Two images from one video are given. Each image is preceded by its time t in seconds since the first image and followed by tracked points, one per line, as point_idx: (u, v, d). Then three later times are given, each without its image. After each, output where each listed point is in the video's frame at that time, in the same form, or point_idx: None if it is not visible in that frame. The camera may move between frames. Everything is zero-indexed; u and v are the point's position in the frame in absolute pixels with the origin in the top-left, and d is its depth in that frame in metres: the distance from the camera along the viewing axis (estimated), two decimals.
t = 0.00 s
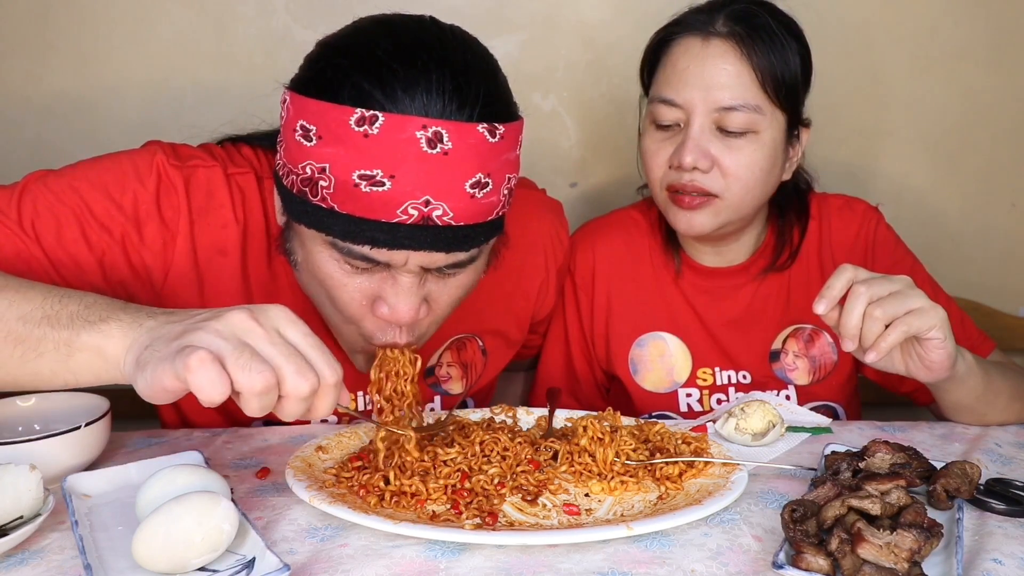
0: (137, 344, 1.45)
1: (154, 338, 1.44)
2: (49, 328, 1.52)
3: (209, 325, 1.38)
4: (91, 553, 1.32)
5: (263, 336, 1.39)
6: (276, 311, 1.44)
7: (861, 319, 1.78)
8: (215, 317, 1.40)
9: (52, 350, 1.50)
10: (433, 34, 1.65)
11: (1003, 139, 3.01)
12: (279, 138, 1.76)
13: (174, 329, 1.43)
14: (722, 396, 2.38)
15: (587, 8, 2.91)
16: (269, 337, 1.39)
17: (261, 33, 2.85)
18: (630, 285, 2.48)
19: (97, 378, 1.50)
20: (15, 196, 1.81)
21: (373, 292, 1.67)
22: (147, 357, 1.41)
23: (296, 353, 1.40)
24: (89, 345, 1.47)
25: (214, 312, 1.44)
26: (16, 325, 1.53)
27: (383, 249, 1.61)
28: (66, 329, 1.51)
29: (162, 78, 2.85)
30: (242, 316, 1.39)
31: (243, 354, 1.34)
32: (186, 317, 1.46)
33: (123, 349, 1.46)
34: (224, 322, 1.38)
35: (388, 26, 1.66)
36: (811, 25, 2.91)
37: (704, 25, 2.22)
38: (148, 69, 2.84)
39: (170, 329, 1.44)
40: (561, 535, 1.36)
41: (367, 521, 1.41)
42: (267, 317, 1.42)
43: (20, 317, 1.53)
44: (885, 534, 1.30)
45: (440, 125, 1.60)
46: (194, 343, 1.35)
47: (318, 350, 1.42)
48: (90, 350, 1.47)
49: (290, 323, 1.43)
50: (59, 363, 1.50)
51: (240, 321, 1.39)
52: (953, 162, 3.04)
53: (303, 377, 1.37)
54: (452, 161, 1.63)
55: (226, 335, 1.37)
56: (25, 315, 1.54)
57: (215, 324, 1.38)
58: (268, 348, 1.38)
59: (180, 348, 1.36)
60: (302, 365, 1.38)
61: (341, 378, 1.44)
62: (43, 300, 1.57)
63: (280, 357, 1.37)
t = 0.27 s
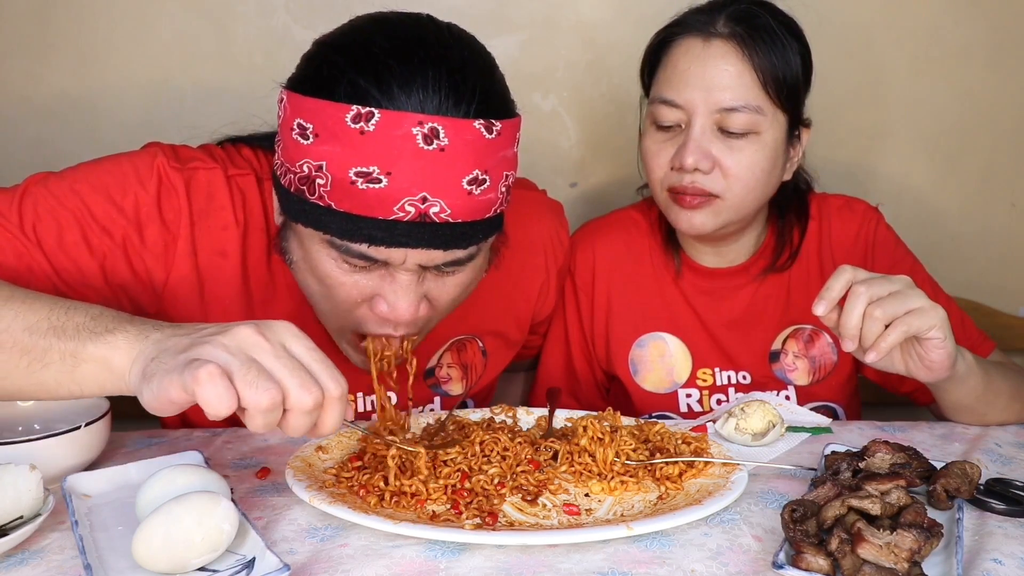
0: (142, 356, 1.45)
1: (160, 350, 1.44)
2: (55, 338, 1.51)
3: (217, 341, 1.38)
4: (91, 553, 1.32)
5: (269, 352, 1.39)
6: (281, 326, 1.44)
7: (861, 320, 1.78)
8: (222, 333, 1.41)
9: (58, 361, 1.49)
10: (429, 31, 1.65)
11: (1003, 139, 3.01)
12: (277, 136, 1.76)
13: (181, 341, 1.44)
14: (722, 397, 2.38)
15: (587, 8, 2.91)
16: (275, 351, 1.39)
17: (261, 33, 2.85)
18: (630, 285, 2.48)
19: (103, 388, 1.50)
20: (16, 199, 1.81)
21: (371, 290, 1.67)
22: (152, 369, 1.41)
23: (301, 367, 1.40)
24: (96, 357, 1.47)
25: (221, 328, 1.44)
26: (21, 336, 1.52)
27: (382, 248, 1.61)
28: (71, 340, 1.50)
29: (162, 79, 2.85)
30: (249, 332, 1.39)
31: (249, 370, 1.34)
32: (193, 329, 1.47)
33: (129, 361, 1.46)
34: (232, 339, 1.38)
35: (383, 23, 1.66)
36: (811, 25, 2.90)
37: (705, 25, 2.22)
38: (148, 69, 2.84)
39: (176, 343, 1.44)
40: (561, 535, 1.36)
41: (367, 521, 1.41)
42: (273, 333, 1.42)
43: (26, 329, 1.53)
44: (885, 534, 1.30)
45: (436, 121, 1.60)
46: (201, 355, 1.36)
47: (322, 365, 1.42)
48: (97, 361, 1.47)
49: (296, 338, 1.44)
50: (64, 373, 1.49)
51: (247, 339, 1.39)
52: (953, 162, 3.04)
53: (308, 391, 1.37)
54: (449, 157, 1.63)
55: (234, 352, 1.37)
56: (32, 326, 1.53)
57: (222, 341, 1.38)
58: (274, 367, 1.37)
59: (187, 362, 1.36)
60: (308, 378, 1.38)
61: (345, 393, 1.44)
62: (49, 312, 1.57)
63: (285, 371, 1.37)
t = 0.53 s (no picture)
0: (153, 361, 1.47)
1: (172, 356, 1.45)
2: (66, 344, 1.51)
3: (234, 349, 1.39)
4: (91, 553, 1.32)
5: (282, 359, 1.38)
6: (295, 337, 1.45)
7: (861, 319, 1.78)
8: (237, 341, 1.42)
9: (68, 367, 1.49)
10: (431, 39, 1.65)
11: (1003, 139, 3.01)
12: (279, 143, 1.75)
13: (196, 348, 1.45)
14: (722, 397, 2.38)
15: (587, 8, 2.91)
16: (286, 360, 1.39)
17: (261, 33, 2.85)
18: (630, 285, 2.48)
19: (113, 394, 1.50)
20: (17, 197, 1.81)
21: (373, 296, 1.67)
22: (163, 374, 1.41)
23: (311, 376, 1.38)
24: (106, 363, 1.48)
25: (236, 337, 1.45)
26: (32, 342, 1.51)
27: (382, 255, 1.61)
28: (82, 347, 1.50)
29: (162, 79, 2.85)
30: (264, 340, 1.40)
31: (259, 380, 1.33)
32: (208, 339, 1.48)
33: (139, 369, 1.47)
34: (249, 347, 1.39)
35: (388, 30, 1.66)
36: (810, 25, 2.90)
37: (705, 25, 2.23)
38: (148, 69, 2.84)
39: (190, 349, 1.45)
40: (561, 535, 1.36)
41: (366, 521, 1.41)
42: (288, 343, 1.43)
43: (36, 335, 1.52)
44: (885, 534, 1.30)
45: (439, 132, 1.60)
46: (215, 363, 1.37)
47: (334, 375, 1.41)
48: (106, 367, 1.48)
49: (307, 349, 1.43)
50: (74, 380, 1.49)
51: (262, 346, 1.39)
52: (953, 162, 3.04)
53: (317, 400, 1.35)
54: (451, 168, 1.63)
55: (252, 358, 1.38)
56: (42, 332, 1.53)
57: (239, 348, 1.39)
58: (288, 374, 1.37)
59: (202, 367, 1.37)
60: (319, 386, 1.37)
61: (356, 402, 1.42)
62: (59, 318, 1.56)
63: (295, 379, 1.36)
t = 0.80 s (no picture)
0: (156, 362, 1.47)
1: (176, 361, 1.45)
2: (69, 344, 1.51)
3: (236, 364, 1.39)
4: (92, 553, 1.32)
5: (284, 374, 1.38)
6: (298, 353, 1.44)
7: (866, 321, 1.77)
8: (241, 352, 1.42)
9: (70, 366, 1.50)
10: (433, 36, 1.65)
11: (1003, 139, 3.01)
12: (283, 143, 1.75)
13: (201, 356, 1.45)
14: (721, 391, 2.41)
15: (586, 8, 2.91)
16: (289, 376, 1.38)
17: (262, 33, 2.86)
18: (632, 281, 2.49)
19: (114, 393, 1.50)
20: (19, 191, 1.81)
21: (381, 291, 1.67)
22: (167, 377, 1.41)
23: (311, 392, 1.38)
24: (108, 361, 1.48)
25: (241, 347, 1.45)
26: (34, 342, 1.51)
27: (391, 252, 1.61)
28: (84, 347, 1.51)
29: (162, 79, 2.85)
30: (266, 355, 1.39)
31: (262, 396, 1.33)
32: (214, 347, 1.48)
33: (141, 371, 1.47)
34: (252, 361, 1.39)
35: (388, 28, 1.65)
36: (810, 24, 2.90)
37: (668, 92, 2.12)
38: (148, 69, 2.84)
39: (195, 355, 1.45)
40: (560, 535, 1.35)
41: (366, 521, 1.41)
42: (290, 356, 1.42)
43: (39, 334, 1.52)
44: (885, 534, 1.30)
45: (444, 129, 1.60)
46: (218, 374, 1.36)
47: (334, 390, 1.40)
48: (107, 365, 1.48)
49: (310, 365, 1.43)
50: (76, 379, 1.49)
51: (264, 359, 1.39)
52: (953, 162, 3.04)
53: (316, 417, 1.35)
54: (457, 164, 1.63)
55: (255, 371, 1.38)
56: (45, 332, 1.53)
57: (243, 361, 1.39)
58: (288, 390, 1.36)
59: (207, 377, 1.37)
60: (319, 403, 1.37)
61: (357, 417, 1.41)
62: (62, 318, 1.56)
63: (296, 395, 1.36)
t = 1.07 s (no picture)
0: (159, 362, 1.46)
1: (178, 363, 1.45)
2: (71, 344, 1.51)
3: (236, 370, 1.39)
4: (92, 553, 1.32)
5: (284, 385, 1.38)
6: (300, 361, 1.44)
7: (860, 338, 1.78)
8: (242, 359, 1.42)
9: (72, 366, 1.49)
10: (433, 33, 1.65)
11: (1002, 140, 3.01)
12: (283, 140, 1.75)
13: (201, 360, 1.44)
14: (702, 387, 2.44)
15: (587, 8, 2.91)
16: (289, 386, 1.38)
17: (262, 33, 2.86)
18: (625, 278, 2.52)
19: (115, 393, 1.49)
20: (20, 189, 1.81)
21: (379, 287, 1.68)
22: (170, 378, 1.42)
23: (309, 403, 1.39)
24: (110, 360, 1.48)
25: (244, 353, 1.45)
26: (37, 342, 1.51)
27: (389, 248, 1.62)
28: (86, 346, 1.50)
29: (162, 78, 2.85)
30: (268, 362, 1.39)
31: (261, 409, 1.34)
32: (215, 351, 1.47)
33: (142, 372, 1.47)
34: (254, 369, 1.39)
35: (389, 25, 1.66)
36: (810, 24, 2.90)
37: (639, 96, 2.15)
38: (148, 69, 2.84)
39: (198, 358, 1.45)
40: (560, 535, 1.35)
41: (366, 521, 1.41)
42: (291, 365, 1.43)
43: (42, 334, 1.52)
44: (885, 534, 1.30)
45: (444, 127, 1.60)
46: (217, 383, 1.36)
47: (332, 401, 1.41)
48: (109, 365, 1.48)
49: (310, 373, 1.43)
50: (78, 379, 1.49)
51: (266, 368, 1.39)
52: (953, 162, 3.04)
53: (313, 430, 1.36)
54: (457, 162, 1.63)
55: (255, 381, 1.38)
56: (48, 332, 1.53)
57: (244, 369, 1.39)
58: (288, 402, 1.37)
59: (210, 382, 1.37)
60: (317, 417, 1.38)
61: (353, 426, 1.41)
62: (65, 318, 1.56)
63: (294, 407, 1.36)
